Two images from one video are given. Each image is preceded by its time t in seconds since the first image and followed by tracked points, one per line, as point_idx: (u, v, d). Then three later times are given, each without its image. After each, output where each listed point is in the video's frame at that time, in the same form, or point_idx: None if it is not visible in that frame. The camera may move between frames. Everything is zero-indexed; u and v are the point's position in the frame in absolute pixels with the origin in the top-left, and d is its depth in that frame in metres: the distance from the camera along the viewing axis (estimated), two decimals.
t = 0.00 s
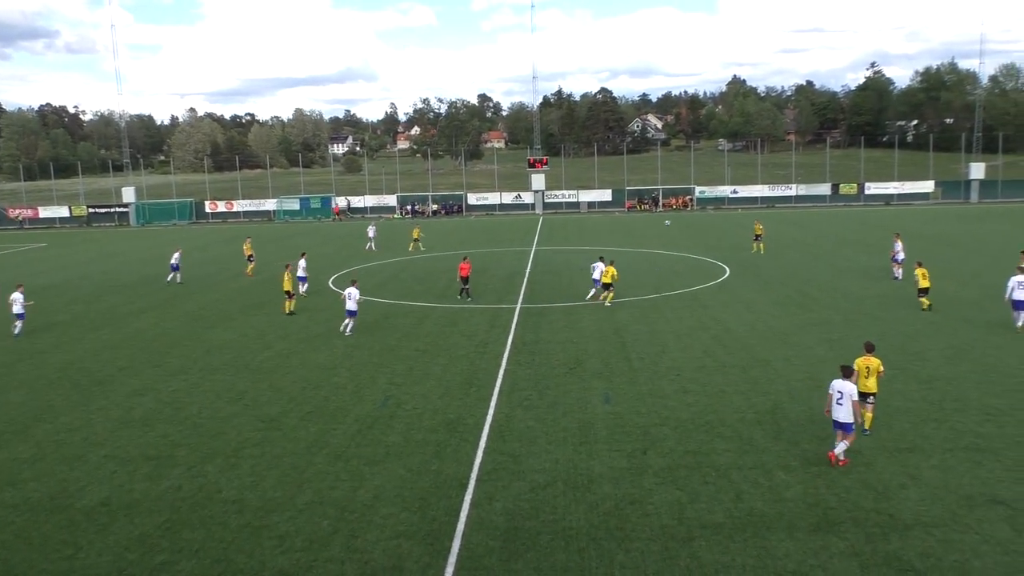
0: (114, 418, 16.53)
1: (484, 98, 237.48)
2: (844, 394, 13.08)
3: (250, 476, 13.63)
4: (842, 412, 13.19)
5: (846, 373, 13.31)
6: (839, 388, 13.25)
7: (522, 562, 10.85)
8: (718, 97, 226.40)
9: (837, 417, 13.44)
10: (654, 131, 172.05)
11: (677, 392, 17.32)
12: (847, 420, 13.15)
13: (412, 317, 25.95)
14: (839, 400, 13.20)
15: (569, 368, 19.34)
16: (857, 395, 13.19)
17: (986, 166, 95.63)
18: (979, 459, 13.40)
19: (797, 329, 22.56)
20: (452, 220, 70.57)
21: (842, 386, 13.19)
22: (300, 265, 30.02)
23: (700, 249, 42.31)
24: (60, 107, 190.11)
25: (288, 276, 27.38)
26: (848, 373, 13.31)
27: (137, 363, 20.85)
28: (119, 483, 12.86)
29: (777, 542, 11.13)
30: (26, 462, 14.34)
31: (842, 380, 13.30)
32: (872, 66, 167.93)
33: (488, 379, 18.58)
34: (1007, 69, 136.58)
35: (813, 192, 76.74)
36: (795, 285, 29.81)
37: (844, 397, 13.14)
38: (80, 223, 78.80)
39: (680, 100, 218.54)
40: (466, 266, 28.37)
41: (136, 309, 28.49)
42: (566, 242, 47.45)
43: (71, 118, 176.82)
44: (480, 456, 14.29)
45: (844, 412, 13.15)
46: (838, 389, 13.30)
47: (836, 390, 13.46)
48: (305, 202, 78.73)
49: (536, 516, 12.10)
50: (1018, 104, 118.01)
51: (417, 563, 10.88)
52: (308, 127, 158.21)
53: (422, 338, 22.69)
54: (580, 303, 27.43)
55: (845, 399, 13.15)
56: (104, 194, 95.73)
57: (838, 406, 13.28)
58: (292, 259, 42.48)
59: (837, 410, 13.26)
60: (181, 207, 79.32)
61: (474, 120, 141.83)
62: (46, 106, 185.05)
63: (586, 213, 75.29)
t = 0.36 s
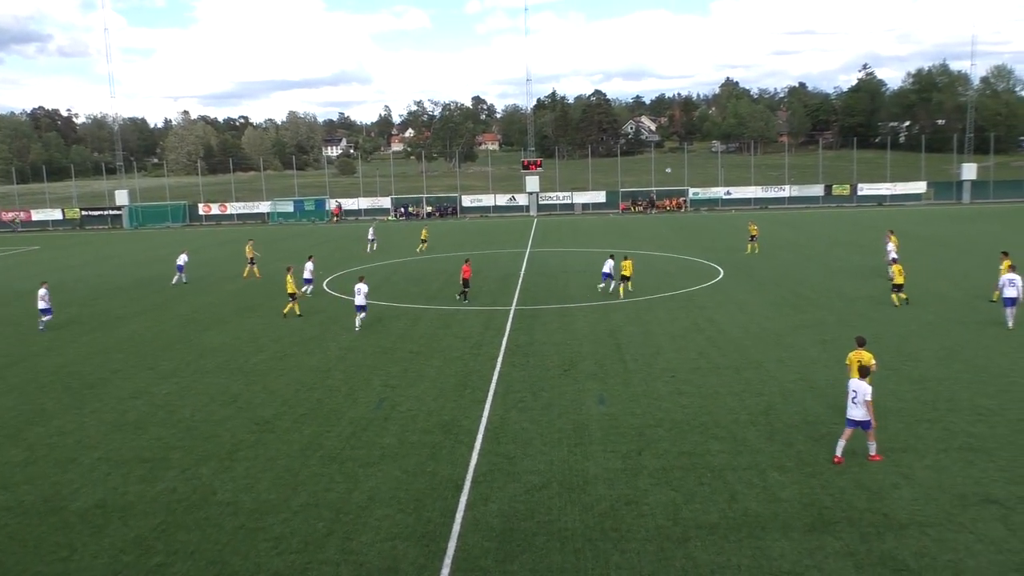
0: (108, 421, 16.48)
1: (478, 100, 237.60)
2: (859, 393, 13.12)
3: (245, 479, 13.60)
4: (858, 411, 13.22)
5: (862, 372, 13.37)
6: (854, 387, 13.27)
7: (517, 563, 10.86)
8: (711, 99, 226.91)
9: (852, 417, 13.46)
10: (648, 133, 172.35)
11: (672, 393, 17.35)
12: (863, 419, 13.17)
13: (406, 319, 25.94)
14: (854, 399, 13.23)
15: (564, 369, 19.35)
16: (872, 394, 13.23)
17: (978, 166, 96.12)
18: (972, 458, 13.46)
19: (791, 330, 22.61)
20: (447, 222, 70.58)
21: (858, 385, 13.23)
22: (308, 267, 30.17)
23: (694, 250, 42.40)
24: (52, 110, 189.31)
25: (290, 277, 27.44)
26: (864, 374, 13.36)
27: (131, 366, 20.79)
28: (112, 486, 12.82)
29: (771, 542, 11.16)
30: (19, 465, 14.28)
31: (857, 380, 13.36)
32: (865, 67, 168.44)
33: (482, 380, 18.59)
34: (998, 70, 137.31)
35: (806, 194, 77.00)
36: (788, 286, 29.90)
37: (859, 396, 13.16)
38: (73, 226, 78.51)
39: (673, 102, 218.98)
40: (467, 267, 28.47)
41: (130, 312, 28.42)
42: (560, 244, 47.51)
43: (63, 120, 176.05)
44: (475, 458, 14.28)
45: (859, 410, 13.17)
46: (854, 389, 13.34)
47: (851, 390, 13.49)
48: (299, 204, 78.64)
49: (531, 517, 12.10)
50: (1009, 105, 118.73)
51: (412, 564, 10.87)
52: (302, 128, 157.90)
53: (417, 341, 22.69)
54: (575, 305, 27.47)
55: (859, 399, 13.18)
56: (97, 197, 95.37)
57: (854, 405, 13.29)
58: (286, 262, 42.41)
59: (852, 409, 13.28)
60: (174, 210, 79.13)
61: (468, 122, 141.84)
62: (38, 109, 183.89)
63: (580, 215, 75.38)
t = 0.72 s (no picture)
0: (104, 423, 16.42)
1: (476, 103, 238.11)
2: (882, 396, 13.24)
3: (241, 482, 13.56)
4: (880, 413, 13.35)
5: (883, 374, 13.52)
6: (875, 389, 13.41)
7: (513, 568, 10.80)
8: (710, 103, 227.45)
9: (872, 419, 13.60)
10: (646, 137, 172.73)
11: (670, 397, 17.35)
12: (884, 421, 13.33)
13: (404, 322, 25.92)
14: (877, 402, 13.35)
15: (561, 373, 19.34)
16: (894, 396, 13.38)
17: (975, 170, 96.44)
18: (969, 465, 13.44)
19: (789, 335, 22.61)
20: (446, 225, 70.66)
21: (881, 387, 13.36)
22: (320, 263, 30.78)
23: (692, 253, 42.47)
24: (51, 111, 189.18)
25: (295, 278, 27.51)
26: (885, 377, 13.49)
27: (128, 367, 20.74)
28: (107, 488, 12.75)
29: (768, 547, 11.12)
30: (14, 467, 14.24)
31: (879, 382, 13.50)
32: (862, 73, 169.03)
33: (480, 384, 18.56)
34: (994, 75, 137.81)
35: (804, 198, 77.20)
36: (786, 291, 29.93)
37: (881, 398, 13.29)
38: (71, 227, 78.49)
39: (672, 105, 219.59)
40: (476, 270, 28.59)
41: (128, 313, 28.39)
42: (558, 247, 47.55)
43: (62, 121, 175.92)
44: (472, 462, 14.24)
45: (881, 413, 13.31)
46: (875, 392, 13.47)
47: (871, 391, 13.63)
48: (297, 206, 78.65)
49: (528, 522, 12.05)
50: (1005, 110, 119.19)
51: (408, 569, 10.82)
52: (301, 130, 157.92)
53: (415, 344, 22.66)
54: (573, 309, 27.46)
55: (882, 401, 13.32)
56: (95, 198, 95.34)
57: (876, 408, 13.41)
58: (284, 264, 42.42)
59: (875, 410, 13.40)
60: (172, 212, 79.15)
61: (466, 126, 142.05)
62: (37, 110, 183.78)
63: (578, 218, 75.46)
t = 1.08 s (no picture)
0: (102, 426, 16.43)
1: (475, 107, 238.31)
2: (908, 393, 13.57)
3: (240, 485, 13.56)
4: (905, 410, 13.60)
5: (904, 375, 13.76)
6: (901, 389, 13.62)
7: (512, 571, 10.80)
8: (708, 107, 227.73)
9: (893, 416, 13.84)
10: (645, 141, 172.87)
11: (668, 400, 17.36)
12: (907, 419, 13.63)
13: (403, 325, 25.95)
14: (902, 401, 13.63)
15: (560, 376, 19.35)
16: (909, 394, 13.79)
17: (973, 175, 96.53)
18: (968, 467, 13.45)
19: (787, 338, 22.63)
20: (444, 228, 70.73)
21: (902, 385, 13.65)
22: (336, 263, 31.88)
23: (690, 257, 42.50)
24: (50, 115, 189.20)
25: (297, 279, 27.67)
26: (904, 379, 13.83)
27: (126, 371, 20.75)
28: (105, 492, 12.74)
29: (767, 550, 11.13)
30: (12, 470, 14.24)
31: (900, 380, 13.79)
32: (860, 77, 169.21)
33: (478, 387, 18.57)
34: (992, 80, 137.90)
35: (802, 201, 77.28)
36: (784, 294, 29.96)
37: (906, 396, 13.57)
38: (69, 231, 78.51)
39: (670, 109, 219.75)
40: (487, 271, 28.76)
41: (126, 316, 28.40)
42: (556, 251, 47.59)
43: (61, 125, 175.92)
44: (471, 465, 14.25)
45: (904, 410, 13.56)
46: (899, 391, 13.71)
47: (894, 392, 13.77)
48: (296, 209, 78.66)
49: (527, 525, 12.06)
50: (1003, 115, 119.28)
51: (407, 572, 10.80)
52: (300, 133, 157.85)
53: (413, 347, 22.65)
54: (572, 312, 27.48)
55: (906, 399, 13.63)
56: (93, 202, 95.33)
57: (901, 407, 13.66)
58: (283, 267, 42.44)
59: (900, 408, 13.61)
60: (171, 215, 79.14)
61: (465, 130, 142.20)
62: (37, 115, 183.67)
63: (577, 222, 75.48)
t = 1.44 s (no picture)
0: (100, 428, 16.42)
1: (473, 109, 238.22)
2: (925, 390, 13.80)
3: (239, 487, 13.56)
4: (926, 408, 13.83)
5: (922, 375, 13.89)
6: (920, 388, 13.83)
7: (512, 573, 10.82)
8: (706, 109, 227.88)
9: (912, 415, 13.98)
10: (643, 143, 172.80)
11: (667, 402, 17.38)
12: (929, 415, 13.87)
13: (401, 327, 25.94)
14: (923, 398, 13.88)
15: (559, 378, 19.36)
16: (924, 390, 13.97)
17: (970, 178, 96.71)
18: (965, 469, 13.48)
19: (786, 340, 22.66)
20: (443, 230, 70.71)
21: (922, 385, 13.79)
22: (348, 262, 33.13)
23: (688, 259, 42.52)
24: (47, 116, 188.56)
25: (298, 280, 27.83)
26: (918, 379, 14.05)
27: (124, 373, 20.74)
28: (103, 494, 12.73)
29: (766, 552, 11.15)
30: (10, 472, 14.23)
31: (919, 380, 13.91)
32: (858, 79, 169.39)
33: (477, 389, 18.58)
34: (990, 83, 138.08)
35: (800, 204, 77.34)
36: (782, 296, 29.98)
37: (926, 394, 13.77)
38: (67, 233, 78.43)
39: (668, 113, 219.72)
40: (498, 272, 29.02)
41: (125, 319, 28.37)
42: (555, 253, 47.60)
43: (58, 128, 175.52)
44: (470, 467, 14.27)
45: (923, 409, 13.72)
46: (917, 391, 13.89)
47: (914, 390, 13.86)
48: (294, 211, 78.57)
49: (526, 527, 12.08)
50: (1000, 118, 119.49)
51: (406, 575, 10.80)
52: (298, 135, 157.69)
53: (412, 349, 22.65)
54: (570, 313, 27.50)
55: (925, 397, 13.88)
56: (91, 204, 95.15)
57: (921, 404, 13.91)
58: (281, 269, 42.43)
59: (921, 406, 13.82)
60: (169, 217, 79.01)
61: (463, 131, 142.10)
62: (34, 117, 182.96)
63: (575, 224, 75.47)
